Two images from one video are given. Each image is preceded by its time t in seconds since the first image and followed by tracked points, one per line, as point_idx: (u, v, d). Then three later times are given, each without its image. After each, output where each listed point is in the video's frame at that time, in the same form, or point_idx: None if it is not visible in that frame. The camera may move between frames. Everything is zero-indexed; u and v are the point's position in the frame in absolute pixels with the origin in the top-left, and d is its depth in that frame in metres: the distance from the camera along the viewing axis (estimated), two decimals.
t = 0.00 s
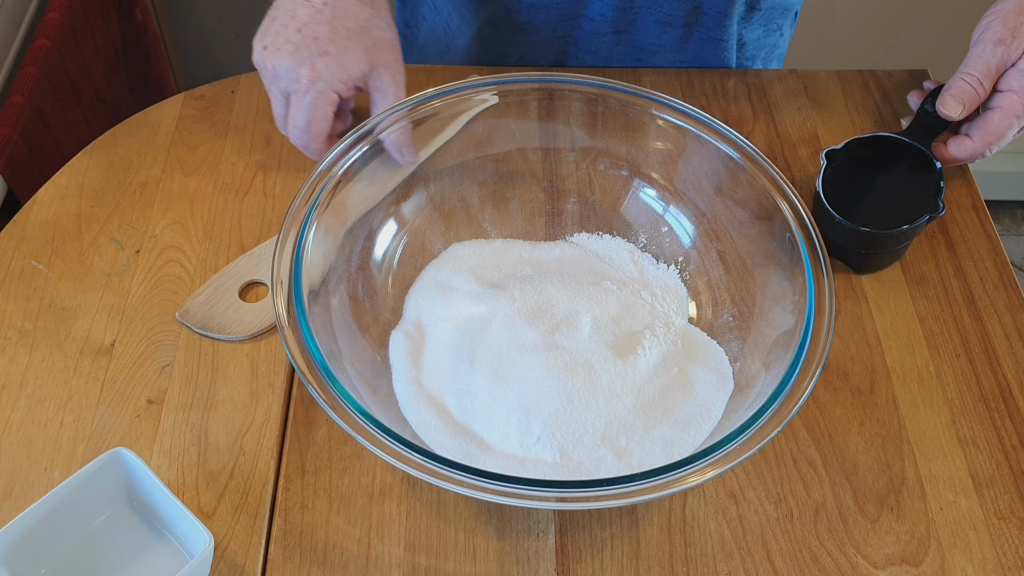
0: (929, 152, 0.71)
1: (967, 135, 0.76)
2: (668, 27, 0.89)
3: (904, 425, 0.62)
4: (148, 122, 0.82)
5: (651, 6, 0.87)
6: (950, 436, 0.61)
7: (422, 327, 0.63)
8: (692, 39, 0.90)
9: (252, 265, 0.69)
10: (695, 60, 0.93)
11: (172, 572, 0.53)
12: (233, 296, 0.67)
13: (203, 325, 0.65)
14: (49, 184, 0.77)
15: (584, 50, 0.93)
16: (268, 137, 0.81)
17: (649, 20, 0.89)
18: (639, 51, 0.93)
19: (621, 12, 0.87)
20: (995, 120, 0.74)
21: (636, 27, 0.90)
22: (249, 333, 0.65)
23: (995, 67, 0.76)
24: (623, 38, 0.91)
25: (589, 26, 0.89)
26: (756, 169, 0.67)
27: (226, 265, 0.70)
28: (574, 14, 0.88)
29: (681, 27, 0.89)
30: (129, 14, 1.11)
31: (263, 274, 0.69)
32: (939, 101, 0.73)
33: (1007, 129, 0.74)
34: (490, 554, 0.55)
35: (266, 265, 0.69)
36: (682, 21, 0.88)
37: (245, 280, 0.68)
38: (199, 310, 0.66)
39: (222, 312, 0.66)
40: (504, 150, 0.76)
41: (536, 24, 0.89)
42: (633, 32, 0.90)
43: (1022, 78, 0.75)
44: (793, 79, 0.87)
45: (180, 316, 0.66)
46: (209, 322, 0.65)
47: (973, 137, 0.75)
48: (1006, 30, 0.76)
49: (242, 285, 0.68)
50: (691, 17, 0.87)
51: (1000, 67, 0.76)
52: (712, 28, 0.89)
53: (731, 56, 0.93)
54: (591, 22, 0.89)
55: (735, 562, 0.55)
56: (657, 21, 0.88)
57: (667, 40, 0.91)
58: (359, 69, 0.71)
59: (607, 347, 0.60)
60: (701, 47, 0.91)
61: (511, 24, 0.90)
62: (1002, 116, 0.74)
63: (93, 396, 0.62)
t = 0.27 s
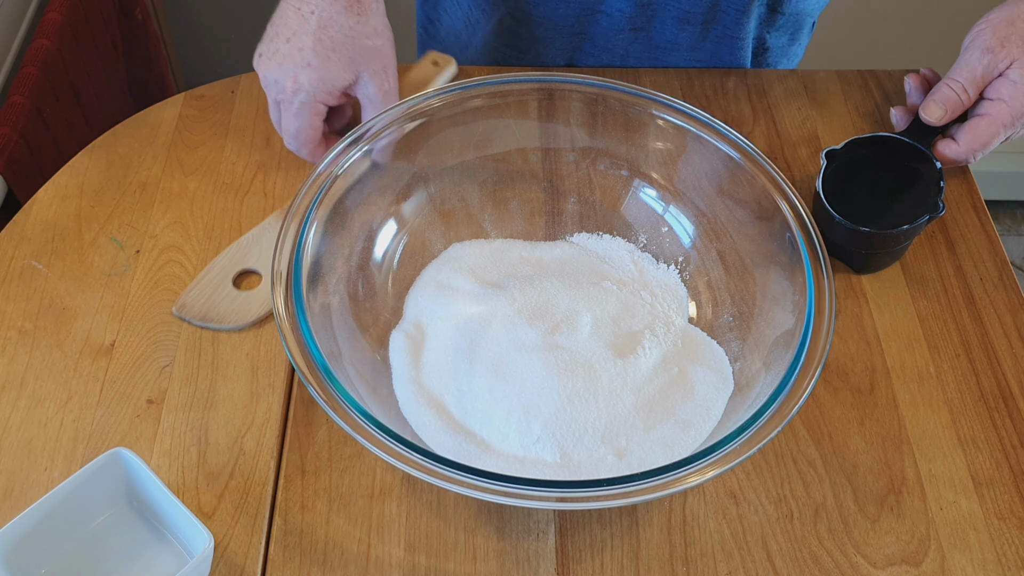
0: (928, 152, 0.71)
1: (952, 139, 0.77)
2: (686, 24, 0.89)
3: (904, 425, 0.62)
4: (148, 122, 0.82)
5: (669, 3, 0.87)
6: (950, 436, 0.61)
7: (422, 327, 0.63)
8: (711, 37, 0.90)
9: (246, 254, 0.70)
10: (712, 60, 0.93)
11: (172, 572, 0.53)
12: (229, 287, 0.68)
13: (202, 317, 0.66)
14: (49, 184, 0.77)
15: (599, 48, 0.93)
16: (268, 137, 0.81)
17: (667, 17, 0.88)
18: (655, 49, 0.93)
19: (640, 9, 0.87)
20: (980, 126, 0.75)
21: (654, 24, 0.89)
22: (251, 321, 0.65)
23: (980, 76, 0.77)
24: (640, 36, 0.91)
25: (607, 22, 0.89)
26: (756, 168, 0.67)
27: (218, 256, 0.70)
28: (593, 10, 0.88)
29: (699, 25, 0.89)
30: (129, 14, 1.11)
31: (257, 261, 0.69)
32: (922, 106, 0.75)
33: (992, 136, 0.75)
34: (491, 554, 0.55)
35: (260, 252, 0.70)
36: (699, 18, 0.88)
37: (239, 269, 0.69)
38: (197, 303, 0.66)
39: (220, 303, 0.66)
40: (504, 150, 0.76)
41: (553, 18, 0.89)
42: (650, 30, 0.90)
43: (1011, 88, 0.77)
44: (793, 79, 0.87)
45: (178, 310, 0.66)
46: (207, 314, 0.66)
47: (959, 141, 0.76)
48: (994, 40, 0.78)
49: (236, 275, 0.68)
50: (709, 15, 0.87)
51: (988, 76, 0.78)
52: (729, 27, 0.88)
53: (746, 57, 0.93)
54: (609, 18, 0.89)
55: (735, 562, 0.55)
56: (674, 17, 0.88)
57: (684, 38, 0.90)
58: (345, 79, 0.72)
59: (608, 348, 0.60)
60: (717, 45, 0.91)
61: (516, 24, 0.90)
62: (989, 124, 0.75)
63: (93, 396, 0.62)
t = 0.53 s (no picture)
0: (929, 152, 0.71)
1: (952, 139, 0.77)
2: (693, 25, 0.89)
3: (904, 425, 0.62)
4: (148, 122, 0.82)
5: (676, 4, 0.86)
6: (950, 436, 0.61)
7: (422, 327, 0.63)
8: (717, 38, 0.90)
9: (246, 215, 0.69)
10: (717, 60, 0.93)
11: (172, 572, 0.53)
12: (237, 251, 0.68)
13: (218, 288, 0.67)
14: (49, 184, 0.77)
15: (606, 48, 0.92)
16: (268, 137, 0.81)
17: (674, 18, 0.88)
18: (662, 50, 0.92)
19: (647, 10, 0.87)
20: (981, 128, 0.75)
21: (661, 25, 0.89)
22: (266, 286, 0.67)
23: (980, 76, 0.77)
24: (646, 36, 0.90)
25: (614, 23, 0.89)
26: (756, 169, 0.67)
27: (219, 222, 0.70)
28: (600, 10, 0.87)
29: (705, 26, 0.88)
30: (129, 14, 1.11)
31: (258, 221, 0.69)
32: (918, 103, 0.75)
33: (992, 139, 0.75)
34: (491, 554, 0.55)
35: (259, 211, 0.70)
36: (706, 19, 0.88)
37: (242, 233, 0.69)
38: (209, 274, 0.67)
39: (232, 271, 0.68)
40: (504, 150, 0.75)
41: (560, 18, 0.88)
42: (657, 30, 0.90)
43: (1012, 91, 0.77)
44: (793, 79, 0.87)
45: (192, 283, 0.67)
46: (222, 283, 0.67)
47: (959, 142, 0.76)
48: (996, 43, 0.78)
49: (241, 239, 0.69)
50: (716, 16, 0.87)
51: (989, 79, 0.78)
52: (735, 28, 0.89)
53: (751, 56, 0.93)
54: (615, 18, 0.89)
55: (735, 562, 0.55)
56: (681, 18, 0.88)
57: (691, 39, 0.90)
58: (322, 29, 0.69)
59: (608, 348, 0.60)
60: (723, 46, 0.91)
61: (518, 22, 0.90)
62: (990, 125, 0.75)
63: (93, 396, 0.62)
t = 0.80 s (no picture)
0: (928, 152, 0.71)
1: (947, 139, 0.76)
2: (691, 25, 0.89)
3: (903, 425, 0.62)
4: (148, 122, 0.82)
5: (675, 4, 0.86)
6: (950, 436, 0.61)
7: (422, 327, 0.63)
8: (715, 40, 0.90)
9: (235, 203, 0.71)
10: (717, 61, 0.93)
11: (172, 572, 0.53)
12: (230, 239, 0.70)
13: (217, 275, 0.68)
14: (48, 184, 0.77)
15: (605, 48, 0.92)
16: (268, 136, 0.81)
17: (672, 18, 0.88)
18: (661, 50, 0.92)
19: (644, 10, 0.87)
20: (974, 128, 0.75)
21: (660, 26, 0.89)
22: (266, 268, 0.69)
23: (975, 82, 0.78)
24: (646, 37, 0.90)
25: (613, 23, 0.88)
26: (756, 168, 0.67)
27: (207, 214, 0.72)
28: (598, 9, 0.87)
29: (704, 27, 0.88)
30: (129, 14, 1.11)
31: (249, 208, 0.71)
32: (916, 111, 0.75)
33: (986, 140, 0.75)
34: (491, 554, 0.55)
35: (249, 199, 0.71)
36: (704, 20, 0.87)
37: (233, 220, 0.70)
38: (207, 264, 0.69)
39: (229, 259, 0.69)
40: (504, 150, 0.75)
41: (558, 16, 0.88)
42: (656, 31, 0.90)
43: (1005, 94, 0.77)
44: (793, 79, 0.87)
45: (191, 274, 0.68)
46: (221, 271, 0.69)
47: (953, 142, 0.76)
48: (989, 47, 0.78)
49: (232, 227, 0.70)
50: (715, 17, 0.87)
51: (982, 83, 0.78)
52: (735, 28, 0.88)
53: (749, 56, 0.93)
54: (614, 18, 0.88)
55: (735, 562, 0.55)
56: (680, 18, 0.87)
57: (689, 39, 0.90)
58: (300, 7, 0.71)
59: (608, 348, 0.60)
60: (723, 47, 0.91)
61: (518, 19, 0.90)
62: (983, 126, 0.75)
63: (93, 396, 0.62)
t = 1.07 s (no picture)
0: (928, 152, 0.71)
1: (947, 138, 0.76)
2: (689, 25, 0.88)
3: (904, 425, 0.62)
4: (148, 122, 0.82)
5: (673, 4, 0.86)
6: (950, 436, 0.61)
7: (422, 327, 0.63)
8: (713, 39, 0.90)
9: (234, 201, 0.71)
10: (716, 62, 0.92)
11: (172, 572, 0.53)
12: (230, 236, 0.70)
13: (217, 272, 0.68)
14: (48, 184, 0.77)
15: (603, 48, 0.91)
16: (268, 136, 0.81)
17: (671, 18, 0.88)
18: (659, 50, 0.92)
19: (643, 10, 0.86)
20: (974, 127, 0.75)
21: (658, 26, 0.89)
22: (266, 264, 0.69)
23: (977, 79, 0.78)
24: (644, 37, 0.90)
25: (611, 23, 0.88)
26: (756, 169, 0.67)
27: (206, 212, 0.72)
28: (596, 9, 0.87)
29: (702, 26, 0.88)
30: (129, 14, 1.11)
31: (248, 206, 0.71)
32: (918, 109, 0.75)
33: (986, 138, 0.75)
34: (491, 554, 0.55)
35: (247, 196, 0.72)
36: (702, 19, 0.87)
37: (232, 217, 0.71)
38: (207, 261, 0.69)
39: (229, 256, 0.69)
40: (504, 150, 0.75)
41: (556, 15, 0.87)
42: (654, 31, 0.89)
43: (1005, 93, 0.77)
44: (793, 79, 0.87)
45: (191, 272, 0.68)
46: (221, 268, 0.69)
47: (953, 141, 0.76)
48: (990, 45, 0.78)
49: (231, 224, 0.71)
50: (713, 16, 0.87)
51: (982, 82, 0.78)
52: (733, 28, 0.88)
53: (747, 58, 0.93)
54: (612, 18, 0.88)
55: (735, 562, 0.55)
56: (678, 18, 0.87)
57: (688, 39, 0.90)
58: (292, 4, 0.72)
59: (609, 348, 0.60)
60: (721, 47, 0.91)
61: (516, 18, 0.90)
62: (982, 125, 0.75)
63: (93, 396, 0.62)
